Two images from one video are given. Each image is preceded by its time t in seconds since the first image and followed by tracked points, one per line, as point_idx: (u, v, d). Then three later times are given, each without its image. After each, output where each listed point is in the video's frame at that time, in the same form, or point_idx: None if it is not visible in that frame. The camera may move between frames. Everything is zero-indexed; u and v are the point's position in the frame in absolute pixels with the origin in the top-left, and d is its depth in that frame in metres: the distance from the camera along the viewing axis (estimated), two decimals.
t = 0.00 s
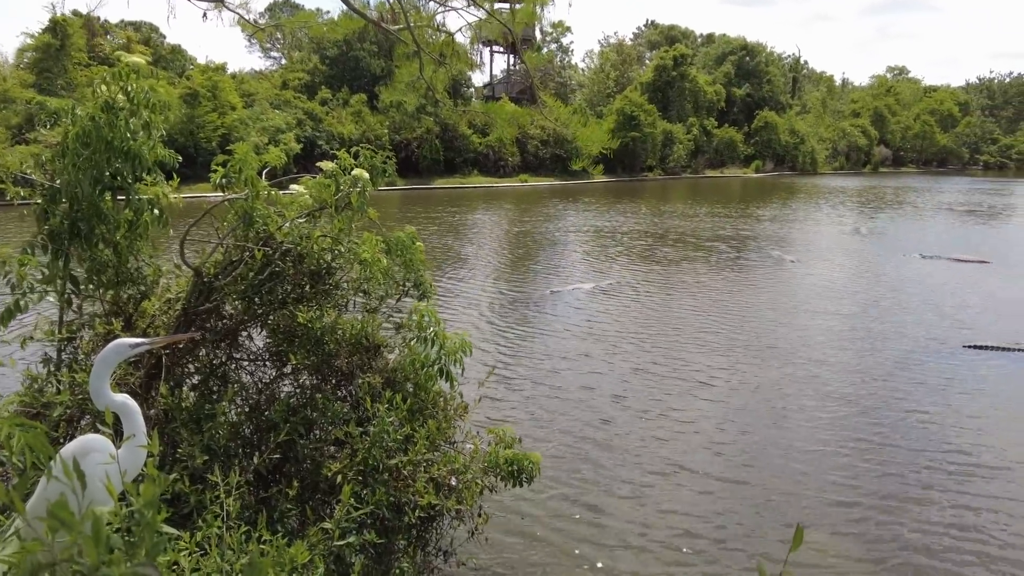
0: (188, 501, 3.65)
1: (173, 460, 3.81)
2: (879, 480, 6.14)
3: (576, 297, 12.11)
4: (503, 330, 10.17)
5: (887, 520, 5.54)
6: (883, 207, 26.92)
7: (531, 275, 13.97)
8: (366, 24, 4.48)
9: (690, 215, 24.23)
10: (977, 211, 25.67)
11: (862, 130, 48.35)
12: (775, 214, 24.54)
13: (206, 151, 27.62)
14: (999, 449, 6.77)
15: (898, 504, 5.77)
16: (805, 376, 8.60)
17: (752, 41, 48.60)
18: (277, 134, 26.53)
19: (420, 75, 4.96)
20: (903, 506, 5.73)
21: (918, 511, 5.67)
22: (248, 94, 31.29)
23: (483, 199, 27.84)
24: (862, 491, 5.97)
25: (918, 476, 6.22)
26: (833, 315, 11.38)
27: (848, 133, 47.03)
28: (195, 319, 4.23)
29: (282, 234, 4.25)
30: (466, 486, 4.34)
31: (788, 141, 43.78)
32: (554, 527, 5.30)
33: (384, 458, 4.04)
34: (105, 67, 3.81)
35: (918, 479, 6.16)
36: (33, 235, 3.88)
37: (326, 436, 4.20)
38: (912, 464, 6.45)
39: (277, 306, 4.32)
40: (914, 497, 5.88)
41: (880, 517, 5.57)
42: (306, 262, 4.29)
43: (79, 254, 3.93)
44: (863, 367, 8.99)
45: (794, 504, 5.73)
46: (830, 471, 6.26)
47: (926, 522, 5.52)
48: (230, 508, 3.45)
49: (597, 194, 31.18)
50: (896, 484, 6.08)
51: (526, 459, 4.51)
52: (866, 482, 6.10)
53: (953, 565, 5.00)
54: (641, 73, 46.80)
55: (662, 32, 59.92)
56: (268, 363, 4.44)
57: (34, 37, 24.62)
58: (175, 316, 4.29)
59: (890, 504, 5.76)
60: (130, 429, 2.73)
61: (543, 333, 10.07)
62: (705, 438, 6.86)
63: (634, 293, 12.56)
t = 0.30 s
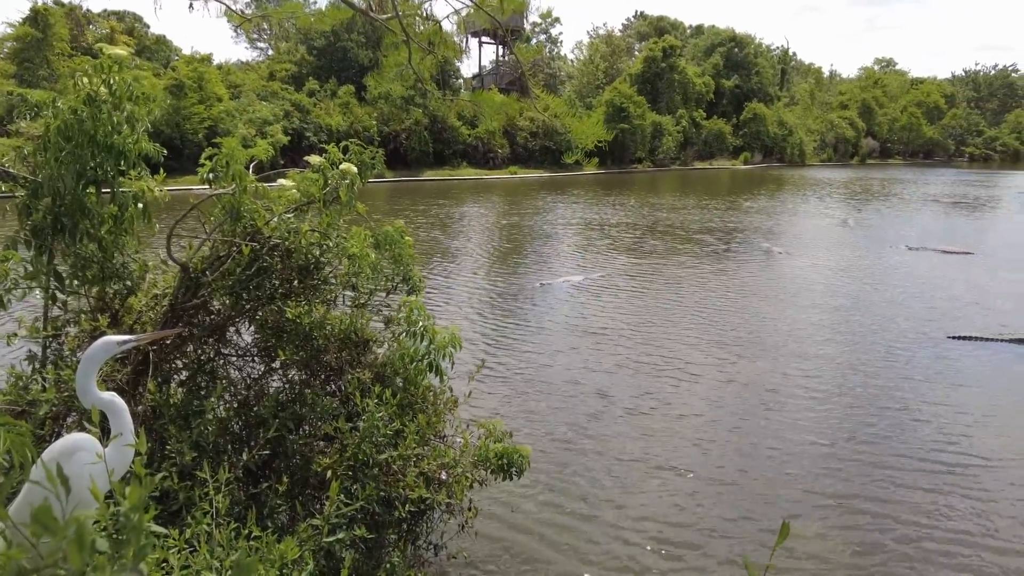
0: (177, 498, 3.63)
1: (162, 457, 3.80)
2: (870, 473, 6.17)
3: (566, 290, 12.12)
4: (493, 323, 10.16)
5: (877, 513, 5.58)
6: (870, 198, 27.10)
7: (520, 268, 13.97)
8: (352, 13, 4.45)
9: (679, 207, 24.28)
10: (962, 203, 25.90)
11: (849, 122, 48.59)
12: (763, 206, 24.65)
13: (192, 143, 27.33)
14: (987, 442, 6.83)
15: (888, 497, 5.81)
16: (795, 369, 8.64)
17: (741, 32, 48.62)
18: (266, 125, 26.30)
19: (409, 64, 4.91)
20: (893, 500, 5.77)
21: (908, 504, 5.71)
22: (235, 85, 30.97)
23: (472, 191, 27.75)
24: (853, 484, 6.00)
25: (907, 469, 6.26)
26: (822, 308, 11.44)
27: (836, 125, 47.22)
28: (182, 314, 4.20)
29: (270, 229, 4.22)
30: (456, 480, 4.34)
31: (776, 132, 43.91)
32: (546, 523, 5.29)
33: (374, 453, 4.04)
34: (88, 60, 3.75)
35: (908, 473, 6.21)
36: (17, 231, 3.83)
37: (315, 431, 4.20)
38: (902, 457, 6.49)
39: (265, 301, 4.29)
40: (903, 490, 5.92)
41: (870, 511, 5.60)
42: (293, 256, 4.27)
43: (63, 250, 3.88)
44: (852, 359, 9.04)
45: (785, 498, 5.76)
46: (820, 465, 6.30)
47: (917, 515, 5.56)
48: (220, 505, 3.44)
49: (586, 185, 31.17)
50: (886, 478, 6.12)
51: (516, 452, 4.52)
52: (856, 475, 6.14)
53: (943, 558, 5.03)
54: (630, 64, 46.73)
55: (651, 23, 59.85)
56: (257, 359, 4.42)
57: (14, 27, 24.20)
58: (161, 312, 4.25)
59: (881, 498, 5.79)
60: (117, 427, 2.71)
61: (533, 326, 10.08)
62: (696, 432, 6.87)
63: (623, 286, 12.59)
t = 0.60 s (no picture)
0: (167, 496, 3.62)
1: (151, 455, 3.79)
2: (860, 469, 6.20)
3: (556, 285, 12.14)
4: (484, 319, 10.17)
5: (867, 510, 5.60)
6: (858, 191, 27.25)
7: (510, 263, 13.97)
8: (338, 4, 4.41)
9: (669, 201, 24.33)
10: (950, 197, 26.11)
11: (839, 115, 48.76)
12: (753, 200, 24.74)
13: (179, 137, 27.09)
14: (977, 438, 6.87)
15: (878, 493, 5.84)
16: (786, 365, 8.67)
17: (731, 25, 48.63)
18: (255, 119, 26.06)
19: (397, 56, 4.87)
20: (883, 496, 5.79)
21: (898, 501, 5.74)
22: (223, 79, 30.70)
23: (463, 186, 27.69)
24: (843, 481, 6.03)
25: (898, 465, 6.29)
26: (812, 302, 11.48)
27: (825, 118, 47.37)
28: (171, 311, 4.18)
29: (258, 225, 4.19)
30: (447, 476, 4.35)
31: (766, 126, 43.99)
32: (538, 521, 5.29)
33: (365, 450, 4.04)
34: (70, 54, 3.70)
35: (898, 469, 6.24)
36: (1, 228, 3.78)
37: (305, 428, 4.19)
38: (892, 453, 6.52)
39: (254, 298, 4.26)
40: (894, 487, 5.95)
41: (861, 507, 5.63)
42: (282, 253, 4.25)
43: (49, 247, 3.85)
44: (843, 354, 9.07)
45: (776, 495, 5.77)
46: (811, 461, 6.33)
47: (907, 512, 5.59)
48: (210, 503, 3.43)
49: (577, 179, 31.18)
50: (876, 474, 6.14)
51: (506, 447, 4.54)
52: (847, 472, 6.17)
53: (932, 554, 5.06)
54: (620, 57, 46.67)
55: (642, 16, 59.76)
56: (246, 356, 4.40)
57: None
58: (149, 309, 4.23)
59: (871, 494, 5.82)
60: (106, 427, 2.70)
61: (523, 321, 10.09)
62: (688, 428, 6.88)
63: (614, 280, 12.62)
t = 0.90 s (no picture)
0: (157, 493, 3.62)
1: (141, 452, 3.78)
2: (847, 461, 6.27)
3: (547, 279, 12.17)
4: (475, 313, 10.18)
5: (858, 502, 5.63)
6: (847, 185, 27.41)
7: (502, 257, 13.98)
8: None
9: (660, 195, 24.40)
10: (938, 190, 26.29)
11: (828, 109, 48.97)
12: (743, 194, 24.84)
13: (167, 132, 26.90)
14: (966, 429, 6.92)
15: (866, 485, 5.90)
16: (774, 357, 8.73)
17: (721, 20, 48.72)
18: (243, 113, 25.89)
19: (382, 53, 4.87)
20: (873, 488, 5.83)
21: (888, 493, 5.78)
22: (211, 73, 30.49)
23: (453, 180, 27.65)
24: (834, 473, 6.06)
25: (886, 457, 6.34)
26: (802, 295, 11.55)
27: (815, 112, 47.53)
28: (160, 308, 4.16)
29: (247, 221, 4.18)
30: (438, 470, 4.36)
31: (756, 120, 44.12)
32: (531, 516, 5.29)
33: (356, 446, 4.04)
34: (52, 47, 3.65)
35: (889, 461, 6.27)
36: None
37: (296, 424, 4.19)
38: (883, 445, 6.55)
39: (243, 294, 4.25)
40: (884, 479, 5.98)
41: (850, 499, 5.67)
42: (272, 249, 4.23)
43: (34, 243, 3.82)
44: (833, 348, 9.12)
45: (769, 489, 5.79)
46: (802, 455, 6.35)
47: (897, 504, 5.62)
48: (200, 499, 3.43)
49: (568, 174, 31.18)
50: (865, 466, 6.19)
51: (497, 442, 4.55)
52: (837, 465, 6.20)
53: (921, 546, 5.10)
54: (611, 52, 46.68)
55: (632, 10, 59.77)
56: (236, 352, 4.38)
57: None
58: (138, 306, 4.22)
59: (860, 486, 5.86)
60: (96, 424, 2.70)
61: (514, 316, 10.11)
62: (679, 422, 6.90)
63: (604, 275, 12.65)
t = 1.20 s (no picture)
0: (144, 491, 3.60)
1: (129, 450, 3.77)
2: (833, 453, 6.33)
3: (537, 272, 12.17)
4: (465, 307, 10.18)
5: (844, 495, 5.70)
6: (836, 177, 27.52)
7: (491, 250, 13.97)
8: None
9: (650, 187, 24.43)
10: (927, 181, 26.43)
11: (818, 100, 49.07)
12: (733, 185, 24.89)
13: (154, 124, 26.64)
14: (953, 423, 6.98)
15: (851, 477, 5.97)
16: (762, 348, 8.80)
17: (711, 11, 48.67)
18: (232, 105, 25.69)
19: (364, 50, 4.90)
20: (858, 481, 5.90)
21: (873, 486, 5.84)
22: (198, 64, 30.21)
23: (444, 172, 27.55)
24: (822, 467, 6.10)
25: (872, 450, 6.41)
26: (791, 287, 11.61)
27: (804, 104, 47.62)
28: (146, 304, 4.14)
29: (232, 216, 4.15)
30: (428, 465, 4.35)
31: (746, 111, 44.17)
32: (520, 510, 5.31)
33: (344, 441, 4.03)
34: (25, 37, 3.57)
35: (875, 454, 6.34)
36: None
37: (284, 420, 4.18)
38: (869, 438, 6.63)
39: (230, 290, 4.22)
40: (869, 472, 6.05)
41: (835, 492, 5.73)
42: (258, 244, 4.20)
43: (14, 239, 3.77)
44: (822, 340, 9.17)
45: (755, 481, 5.85)
46: (792, 448, 6.39)
47: (884, 499, 5.66)
48: (189, 496, 3.42)
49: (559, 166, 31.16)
50: (850, 458, 6.25)
51: (486, 435, 4.54)
52: (825, 458, 6.24)
53: (907, 541, 5.14)
54: (601, 43, 46.56)
55: (622, 1, 59.62)
56: (223, 348, 4.36)
57: None
58: (124, 303, 4.19)
59: (846, 479, 5.92)
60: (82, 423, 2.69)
61: (504, 309, 10.13)
62: (668, 414, 6.94)
63: (595, 267, 12.66)
